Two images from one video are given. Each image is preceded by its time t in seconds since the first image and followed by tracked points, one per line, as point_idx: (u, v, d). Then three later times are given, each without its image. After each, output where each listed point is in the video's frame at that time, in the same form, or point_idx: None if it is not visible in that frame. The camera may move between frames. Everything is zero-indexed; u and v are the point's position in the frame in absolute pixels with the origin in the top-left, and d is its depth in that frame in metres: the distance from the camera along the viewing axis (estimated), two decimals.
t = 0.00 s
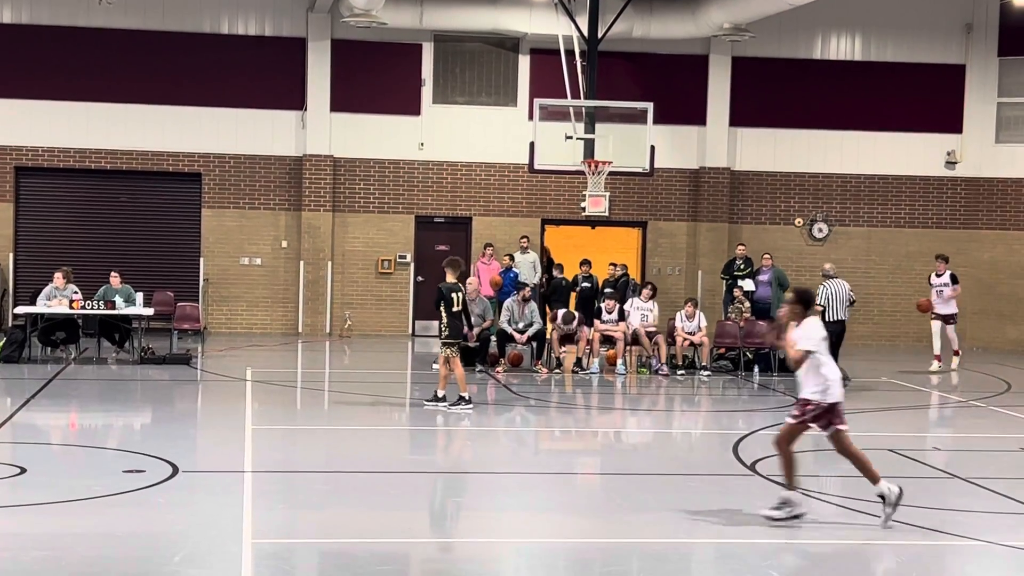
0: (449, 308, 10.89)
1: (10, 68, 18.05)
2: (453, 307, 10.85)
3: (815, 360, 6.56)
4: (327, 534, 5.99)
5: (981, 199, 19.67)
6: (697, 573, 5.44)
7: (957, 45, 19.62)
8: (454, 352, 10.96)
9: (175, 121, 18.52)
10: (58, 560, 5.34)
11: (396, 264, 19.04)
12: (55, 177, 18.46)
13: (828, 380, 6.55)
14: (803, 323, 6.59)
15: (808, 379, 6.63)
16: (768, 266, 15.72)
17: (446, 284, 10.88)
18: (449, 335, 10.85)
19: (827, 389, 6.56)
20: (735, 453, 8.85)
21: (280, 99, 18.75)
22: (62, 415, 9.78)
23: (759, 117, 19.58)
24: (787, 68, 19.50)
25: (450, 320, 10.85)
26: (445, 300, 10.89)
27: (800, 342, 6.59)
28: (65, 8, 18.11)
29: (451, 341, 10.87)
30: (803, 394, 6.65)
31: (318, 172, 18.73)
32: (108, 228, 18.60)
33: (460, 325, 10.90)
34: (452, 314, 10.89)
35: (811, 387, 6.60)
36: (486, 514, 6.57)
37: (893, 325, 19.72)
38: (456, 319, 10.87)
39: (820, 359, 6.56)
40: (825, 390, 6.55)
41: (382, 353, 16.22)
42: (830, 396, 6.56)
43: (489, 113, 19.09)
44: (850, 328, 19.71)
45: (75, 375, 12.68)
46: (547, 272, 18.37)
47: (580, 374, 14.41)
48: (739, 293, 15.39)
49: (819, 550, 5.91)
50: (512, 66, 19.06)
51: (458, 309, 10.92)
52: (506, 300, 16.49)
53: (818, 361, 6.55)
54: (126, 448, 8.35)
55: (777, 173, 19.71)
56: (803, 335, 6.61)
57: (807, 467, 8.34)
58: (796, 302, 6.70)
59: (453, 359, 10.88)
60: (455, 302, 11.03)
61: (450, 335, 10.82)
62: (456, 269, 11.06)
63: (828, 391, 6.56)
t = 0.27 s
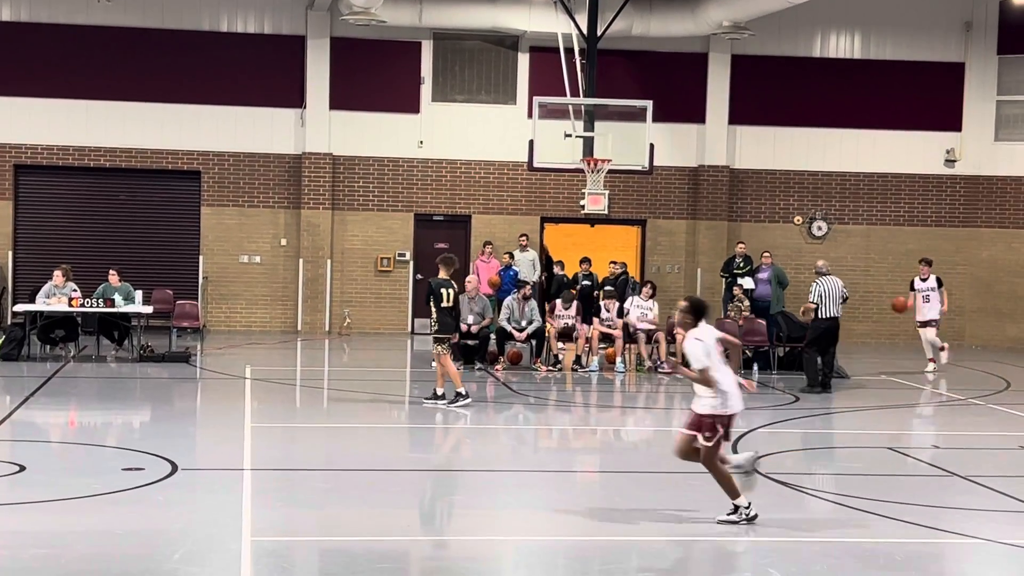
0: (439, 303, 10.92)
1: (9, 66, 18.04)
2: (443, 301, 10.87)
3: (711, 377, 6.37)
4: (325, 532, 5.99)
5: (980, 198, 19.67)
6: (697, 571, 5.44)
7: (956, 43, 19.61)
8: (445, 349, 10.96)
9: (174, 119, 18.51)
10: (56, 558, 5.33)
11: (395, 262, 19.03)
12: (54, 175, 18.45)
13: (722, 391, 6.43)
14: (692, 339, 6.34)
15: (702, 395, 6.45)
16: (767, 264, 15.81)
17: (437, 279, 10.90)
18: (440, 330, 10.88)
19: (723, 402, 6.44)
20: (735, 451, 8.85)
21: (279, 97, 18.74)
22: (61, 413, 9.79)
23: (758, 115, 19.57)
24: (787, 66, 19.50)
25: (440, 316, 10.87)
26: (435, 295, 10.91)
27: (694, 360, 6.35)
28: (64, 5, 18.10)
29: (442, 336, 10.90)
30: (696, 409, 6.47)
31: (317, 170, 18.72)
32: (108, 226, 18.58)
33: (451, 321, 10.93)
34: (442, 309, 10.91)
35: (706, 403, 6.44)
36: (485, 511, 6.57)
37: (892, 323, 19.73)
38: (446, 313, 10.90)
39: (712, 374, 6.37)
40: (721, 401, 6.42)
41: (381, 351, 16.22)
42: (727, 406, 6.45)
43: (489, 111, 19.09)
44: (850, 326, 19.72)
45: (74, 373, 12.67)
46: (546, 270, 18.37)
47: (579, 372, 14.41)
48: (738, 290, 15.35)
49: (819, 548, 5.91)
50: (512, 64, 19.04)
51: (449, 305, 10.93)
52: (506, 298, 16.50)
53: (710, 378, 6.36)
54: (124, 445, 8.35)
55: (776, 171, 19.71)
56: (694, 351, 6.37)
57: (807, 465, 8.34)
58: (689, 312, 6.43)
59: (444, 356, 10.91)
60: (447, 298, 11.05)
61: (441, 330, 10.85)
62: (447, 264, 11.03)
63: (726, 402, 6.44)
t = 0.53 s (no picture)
0: (428, 298, 10.94)
1: (8, 63, 18.03)
2: (433, 296, 10.92)
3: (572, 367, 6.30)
4: (325, 528, 5.99)
5: (979, 195, 19.66)
6: (695, 569, 5.44)
7: (955, 40, 19.61)
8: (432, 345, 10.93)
9: (174, 115, 18.51)
10: (55, 554, 5.34)
11: (395, 259, 19.03)
12: (53, 172, 18.45)
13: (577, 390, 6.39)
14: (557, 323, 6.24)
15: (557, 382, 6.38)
16: (767, 261, 15.71)
17: (425, 273, 10.92)
18: (429, 325, 10.87)
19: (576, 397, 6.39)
20: (733, 448, 8.86)
21: (278, 94, 18.73)
22: (60, 410, 9.78)
23: (757, 112, 19.58)
24: (786, 62, 19.50)
25: (428, 310, 10.88)
26: (423, 289, 10.93)
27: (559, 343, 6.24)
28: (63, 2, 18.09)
29: (431, 332, 10.90)
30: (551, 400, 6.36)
31: (316, 167, 18.72)
32: (108, 222, 18.59)
33: (440, 316, 10.92)
34: (430, 303, 10.93)
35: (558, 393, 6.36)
36: (484, 508, 6.58)
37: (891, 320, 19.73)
38: (435, 308, 10.91)
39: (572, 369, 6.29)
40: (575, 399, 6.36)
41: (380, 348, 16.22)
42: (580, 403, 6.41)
43: (488, 107, 19.08)
44: (848, 324, 19.73)
45: (73, 369, 12.67)
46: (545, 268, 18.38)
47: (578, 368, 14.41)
48: (738, 288, 15.46)
49: (816, 545, 5.91)
50: (511, 61, 19.03)
51: (438, 299, 10.94)
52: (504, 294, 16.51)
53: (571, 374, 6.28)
54: (124, 443, 8.35)
55: (775, 168, 19.72)
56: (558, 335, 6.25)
57: (806, 462, 8.35)
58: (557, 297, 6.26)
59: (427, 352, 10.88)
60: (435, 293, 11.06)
61: (430, 325, 10.86)
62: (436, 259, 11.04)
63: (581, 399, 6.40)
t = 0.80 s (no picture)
0: (420, 295, 10.97)
1: (8, 60, 18.02)
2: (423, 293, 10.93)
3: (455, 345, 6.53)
4: (324, 526, 6.00)
5: (979, 192, 19.67)
6: (694, 566, 5.45)
7: (955, 38, 19.60)
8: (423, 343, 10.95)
9: (173, 113, 18.51)
10: (54, 552, 5.34)
11: (394, 256, 19.04)
12: (53, 169, 18.45)
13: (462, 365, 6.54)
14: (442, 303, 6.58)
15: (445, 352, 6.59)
16: (767, 259, 15.75)
17: (417, 270, 10.98)
18: (421, 321, 10.88)
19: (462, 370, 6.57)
20: (732, 445, 8.87)
21: (278, 91, 18.73)
22: (60, 407, 9.80)
23: (757, 109, 19.57)
24: (786, 60, 19.50)
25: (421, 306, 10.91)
26: (416, 286, 10.99)
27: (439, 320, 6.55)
28: None
29: (422, 329, 10.92)
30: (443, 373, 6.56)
31: (316, 164, 18.72)
32: (107, 220, 18.59)
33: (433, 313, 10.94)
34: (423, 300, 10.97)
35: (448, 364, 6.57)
36: (483, 506, 6.59)
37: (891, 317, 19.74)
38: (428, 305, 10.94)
39: (459, 344, 6.51)
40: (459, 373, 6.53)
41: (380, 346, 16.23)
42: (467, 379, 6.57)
43: (487, 105, 19.08)
44: (848, 321, 19.74)
45: (72, 366, 12.68)
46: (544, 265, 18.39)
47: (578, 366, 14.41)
48: (738, 284, 15.31)
49: (814, 542, 5.92)
50: (511, 59, 19.03)
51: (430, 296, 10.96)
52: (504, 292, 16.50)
53: (459, 352, 6.50)
54: (123, 439, 8.36)
55: (774, 165, 19.72)
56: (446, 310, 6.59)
57: (805, 459, 8.35)
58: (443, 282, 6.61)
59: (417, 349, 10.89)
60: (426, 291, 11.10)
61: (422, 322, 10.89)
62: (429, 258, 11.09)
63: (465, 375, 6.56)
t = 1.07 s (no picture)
0: (401, 292, 10.78)
1: (7, 56, 18.00)
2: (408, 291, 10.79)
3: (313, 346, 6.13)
4: (325, 522, 6.00)
5: (978, 189, 19.66)
6: (693, 563, 5.44)
7: (955, 34, 19.59)
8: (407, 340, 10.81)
9: (173, 109, 18.50)
10: (53, 549, 5.34)
11: (394, 253, 19.02)
12: (52, 166, 18.44)
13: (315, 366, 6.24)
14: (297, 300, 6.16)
15: (300, 364, 6.21)
16: (767, 255, 15.78)
17: (398, 268, 10.75)
18: (404, 319, 10.75)
19: (322, 377, 6.22)
20: (732, 442, 8.87)
21: (277, 87, 18.72)
22: (58, 404, 9.79)
23: (756, 106, 19.57)
24: (786, 56, 19.49)
25: (402, 305, 10.73)
26: (397, 284, 10.77)
27: (297, 327, 6.05)
28: None
29: (406, 327, 10.79)
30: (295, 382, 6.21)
31: (316, 160, 18.72)
32: (107, 216, 18.58)
33: (416, 309, 10.80)
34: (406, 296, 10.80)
35: (304, 375, 6.19)
36: (483, 502, 6.59)
37: (890, 314, 19.74)
38: (413, 301, 10.82)
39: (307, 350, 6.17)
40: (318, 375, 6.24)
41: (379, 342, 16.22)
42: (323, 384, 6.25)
43: (487, 102, 19.08)
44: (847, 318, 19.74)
45: (72, 363, 12.67)
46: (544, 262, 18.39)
47: (578, 362, 14.41)
48: (737, 282, 15.31)
49: (814, 539, 5.92)
50: (510, 56, 19.02)
51: (412, 292, 10.81)
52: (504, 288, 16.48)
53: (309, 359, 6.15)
54: (122, 436, 8.35)
55: (774, 162, 19.71)
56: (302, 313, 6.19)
57: (804, 456, 8.35)
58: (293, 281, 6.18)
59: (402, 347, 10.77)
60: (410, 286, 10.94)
61: (404, 320, 10.75)
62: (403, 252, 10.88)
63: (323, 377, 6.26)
